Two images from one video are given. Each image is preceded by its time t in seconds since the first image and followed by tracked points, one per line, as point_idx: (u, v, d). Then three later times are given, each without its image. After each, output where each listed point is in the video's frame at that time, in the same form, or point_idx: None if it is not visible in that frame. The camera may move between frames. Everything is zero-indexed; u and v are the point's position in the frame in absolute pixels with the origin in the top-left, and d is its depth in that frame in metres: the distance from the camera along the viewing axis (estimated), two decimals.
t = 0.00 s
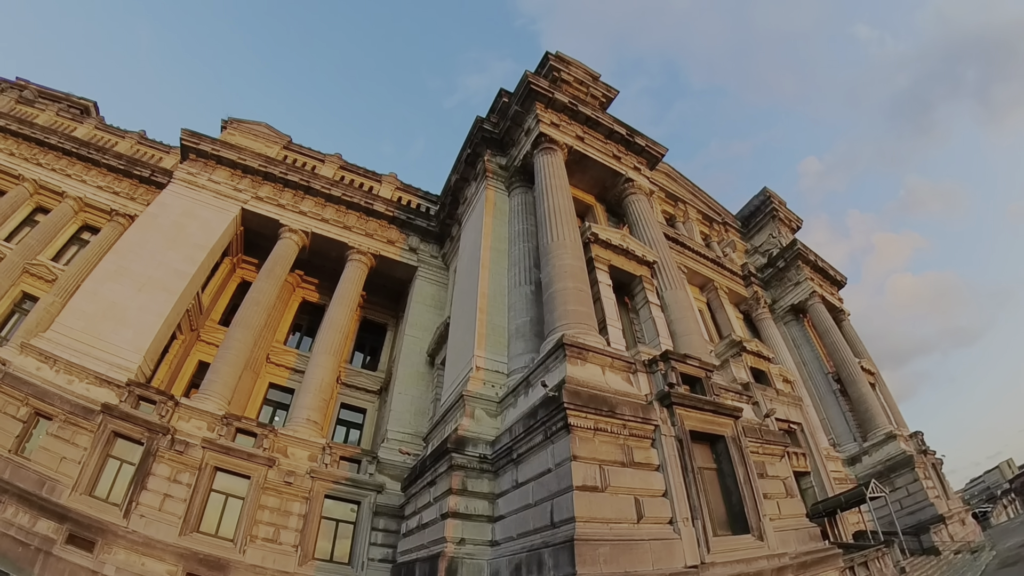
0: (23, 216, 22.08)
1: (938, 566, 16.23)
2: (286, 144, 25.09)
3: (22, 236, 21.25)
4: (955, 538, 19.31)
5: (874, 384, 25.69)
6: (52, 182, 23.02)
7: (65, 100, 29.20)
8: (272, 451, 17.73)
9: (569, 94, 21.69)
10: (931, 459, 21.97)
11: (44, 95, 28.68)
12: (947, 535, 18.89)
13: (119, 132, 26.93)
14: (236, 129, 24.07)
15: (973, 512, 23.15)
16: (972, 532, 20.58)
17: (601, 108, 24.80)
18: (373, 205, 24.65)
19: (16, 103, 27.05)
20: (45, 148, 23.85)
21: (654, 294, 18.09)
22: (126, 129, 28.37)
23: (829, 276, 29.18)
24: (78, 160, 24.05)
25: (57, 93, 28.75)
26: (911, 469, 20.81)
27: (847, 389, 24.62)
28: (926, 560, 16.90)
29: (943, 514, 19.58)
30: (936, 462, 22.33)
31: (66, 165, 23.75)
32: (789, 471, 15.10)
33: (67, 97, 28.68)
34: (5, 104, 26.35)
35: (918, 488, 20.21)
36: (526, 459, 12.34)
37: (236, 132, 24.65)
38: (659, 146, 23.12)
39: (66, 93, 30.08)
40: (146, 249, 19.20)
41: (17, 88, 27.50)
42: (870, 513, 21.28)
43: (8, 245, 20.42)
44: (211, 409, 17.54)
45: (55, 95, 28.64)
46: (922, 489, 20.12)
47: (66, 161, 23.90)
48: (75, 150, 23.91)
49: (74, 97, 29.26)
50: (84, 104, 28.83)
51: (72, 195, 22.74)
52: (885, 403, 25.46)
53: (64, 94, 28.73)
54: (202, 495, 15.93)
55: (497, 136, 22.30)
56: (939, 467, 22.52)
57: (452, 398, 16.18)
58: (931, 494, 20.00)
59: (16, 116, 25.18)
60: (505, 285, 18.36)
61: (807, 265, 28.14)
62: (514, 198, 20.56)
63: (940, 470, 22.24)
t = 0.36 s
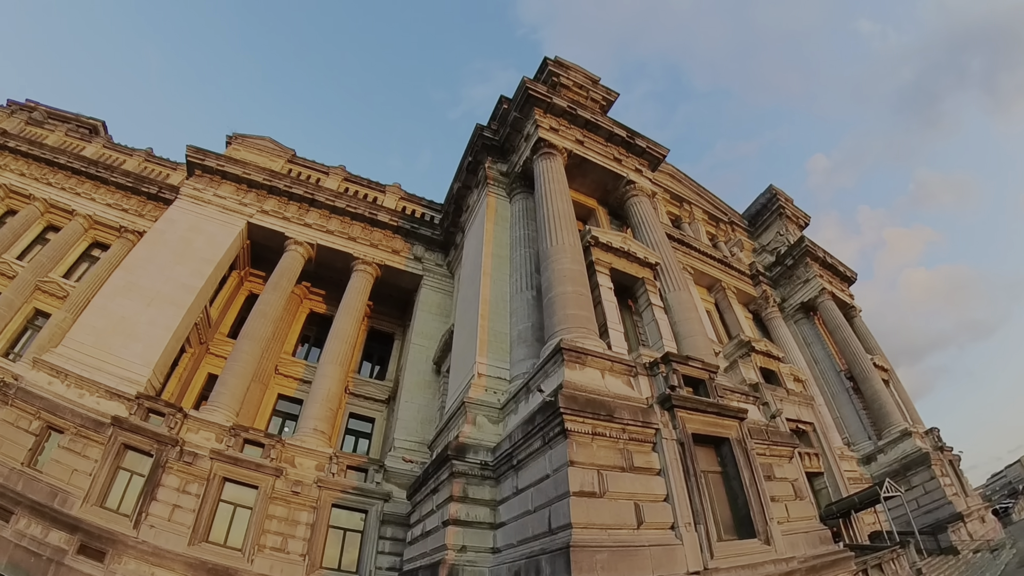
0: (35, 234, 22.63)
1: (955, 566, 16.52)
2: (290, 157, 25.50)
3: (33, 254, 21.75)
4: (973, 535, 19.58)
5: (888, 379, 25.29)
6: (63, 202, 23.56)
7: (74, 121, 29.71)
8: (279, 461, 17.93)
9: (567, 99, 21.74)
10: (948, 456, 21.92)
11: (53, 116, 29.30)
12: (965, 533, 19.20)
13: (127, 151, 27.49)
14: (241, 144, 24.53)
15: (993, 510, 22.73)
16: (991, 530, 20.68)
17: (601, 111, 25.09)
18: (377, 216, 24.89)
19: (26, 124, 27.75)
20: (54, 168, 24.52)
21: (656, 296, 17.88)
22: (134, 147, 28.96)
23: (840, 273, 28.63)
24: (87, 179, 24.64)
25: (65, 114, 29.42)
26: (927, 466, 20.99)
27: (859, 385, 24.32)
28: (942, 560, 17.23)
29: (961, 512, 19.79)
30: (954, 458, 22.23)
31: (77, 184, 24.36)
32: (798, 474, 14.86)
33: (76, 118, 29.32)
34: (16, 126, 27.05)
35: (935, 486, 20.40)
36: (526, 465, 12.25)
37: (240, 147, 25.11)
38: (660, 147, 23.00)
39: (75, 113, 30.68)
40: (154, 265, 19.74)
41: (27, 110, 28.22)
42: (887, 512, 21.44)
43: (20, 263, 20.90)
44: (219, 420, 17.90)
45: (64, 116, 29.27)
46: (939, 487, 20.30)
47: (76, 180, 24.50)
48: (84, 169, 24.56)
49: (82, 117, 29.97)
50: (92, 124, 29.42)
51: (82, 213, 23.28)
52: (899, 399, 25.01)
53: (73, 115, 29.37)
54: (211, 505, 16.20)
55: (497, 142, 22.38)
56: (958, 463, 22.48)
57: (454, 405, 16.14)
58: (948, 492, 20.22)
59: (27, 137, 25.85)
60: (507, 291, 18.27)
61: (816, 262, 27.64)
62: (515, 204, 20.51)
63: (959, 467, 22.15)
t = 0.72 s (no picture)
0: (39, 242, 22.98)
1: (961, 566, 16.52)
2: (290, 163, 25.72)
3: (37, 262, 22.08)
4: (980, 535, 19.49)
5: (893, 378, 25.05)
6: (65, 209, 23.96)
7: (77, 130, 30.48)
8: (280, 464, 18.04)
9: (564, 100, 21.74)
10: (954, 454, 21.78)
11: (56, 125, 30.04)
12: (972, 533, 19.12)
13: (129, 158, 27.83)
14: (241, 150, 24.77)
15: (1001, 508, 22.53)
16: (999, 528, 20.58)
17: (600, 112, 25.08)
18: (377, 220, 25.01)
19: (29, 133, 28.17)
20: (57, 177, 24.87)
21: (655, 296, 17.72)
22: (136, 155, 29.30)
23: (843, 270, 28.34)
24: (90, 187, 24.98)
25: (68, 123, 29.92)
26: (933, 465, 20.87)
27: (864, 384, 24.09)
28: (948, 560, 17.22)
29: (967, 511, 19.71)
30: (961, 456, 22.10)
31: (80, 192, 24.70)
32: (798, 475, 14.71)
33: (78, 126, 29.97)
34: (19, 135, 27.48)
35: (941, 485, 20.34)
36: (519, 468, 12.23)
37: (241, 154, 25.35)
38: (658, 146, 22.91)
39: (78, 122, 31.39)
40: (156, 271, 20.00)
41: (30, 120, 28.65)
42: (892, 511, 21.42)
43: (24, 271, 21.27)
44: (220, 424, 18.08)
45: (67, 125, 30.01)
46: (945, 486, 20.24)
47: (79, 189, 24.84)
48: (86, 177, 24.90)
49: (85, 125, 30.37)
50: (94, 132, 30.07)
51: (85, 221, 23.60)
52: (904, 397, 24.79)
53: (75, 124, 29.96)
54: (212, 509, 16.35)
55: (495, 144, 22.36)
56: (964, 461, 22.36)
57: (451, 408, 16.12)
58: (954, 491, 20.16)
59: (30, 146, 26.24)
60: (504, 293, 18.21)
61: (819, 260, 27.35)
62: (512, 206, 20.45)
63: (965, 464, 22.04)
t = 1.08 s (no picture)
0: (37, 242, 23.26)
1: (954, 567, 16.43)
2: (286, 163, 25.90)
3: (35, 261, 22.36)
4: (976, 536, 19.31)
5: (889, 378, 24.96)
6: (63, 209, 24.25)
7: (75, 130, 30.82)
8: (272, 463, 18.20)
9: (557, 100, 21.78)
10: (949, 455, 21.63)
11: (54, 125, 30.35)
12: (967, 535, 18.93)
13: (126, 158, 28.10)
14: (237, 151, 24.98)
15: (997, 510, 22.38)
16: (995, 530, 20.42)
17: (594, 112, 25.10)
18: (372, 220, 25.14)
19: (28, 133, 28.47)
20: (55, 177, 25.17)
21: (645, 296, 17.70)
22: (133, 155, 29.57)
23: (840, 270, 28.22)
24: (88, 188, 25.25)
25: (65, 122, 30.20)
26: (929, 466, 20.70)
27: (859, 385, 24.00)
28: (941, 562, 17.12)
29: (963, 512, 19.54)
30: (957, 457, 21.94)
31: (78, 193, 24.97)
32: (787, 476, 14.68)
33: (76, 126, 30.26)
34: (17, 135, 27.76)
35: (936, 487, 20.17)
36: (502, 467, 12.32)
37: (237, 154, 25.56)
38: (652, 146, 22.90)
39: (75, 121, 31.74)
40: (152, 271, 20.21)
41: (28, 120, 28.95)
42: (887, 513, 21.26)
43: (22, 271, 21.55)
44: (214, 422, 18.26)
45: (65, 125, 30.35)
46: (940, 487, 20.08)
47: (77, 189, 25.11)
48: (84, 178, 25.18)
49: (82, 125, 30.72)
50: (92, 132, 30.40)
51: (82, 221, 23.85)
52: (900, 398, 24.71)
53: (72, 124, 30.26)
54: (205, 507, 16.54)
55: (488, 144, 22.40)
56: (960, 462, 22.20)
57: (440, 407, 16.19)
58: (950, 492, 19.98)
59: (28, 146, 26.52)
60: (494, 293, 18.25)
61: (815, 260, 27.23)
62: (504, 206, 20.48)
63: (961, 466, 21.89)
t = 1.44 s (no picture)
0: (35, 242, 23.52)
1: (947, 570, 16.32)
2: (282, 163, 26.07)
3: (34, 261, 22.62)
4: (971, 538, 19.18)
5: (885, 379, 24.86)
6: (61, 209, 24.49)
7: (73, 130, 31.12)
8: (265, 462, 18.35)
9: (551, 100, 21.80)
10: (945, 457, 21.49)
11: (52, 125, 30.64)
12: (963, 537, 18.77)
13: (124, 159, 28.35)
14: (233, 152, 25.16)
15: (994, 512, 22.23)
16: (991, 532, 20.27)
17: (589, 112, 25.09)
18: (367, 220, 25.26)
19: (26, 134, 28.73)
20: (53, 177, 25.43)
21: (636, 297, 17.69)
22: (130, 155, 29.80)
23: (837, 271, 28.09)
24: (85, 188, 25.50)
25: (63, 123, 30.49)
26: (924, 468, 20.58)
27: (855, 386, 23.91)
28: (934, 564, 17.01)
29: (958, 515, 19.41)
30: (953, 459, 21.81)
31: (75, 193, 25.22)
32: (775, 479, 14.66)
33: (74, 126, 30.57)
34: (16, 135, 28.02)
35: (931, 489, 20.05)
36: (486, 468, 12.39)
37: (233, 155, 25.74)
38: (646, 147, 22.89)
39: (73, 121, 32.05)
40: (148, 272, 20.41)
41: (26, 120, 29.24)
42: (882, 515, 21.16)
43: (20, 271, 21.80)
44: (208, 422, 18.44)
45: (63, 125, 30.64)
46: (935, 489, 19.95)
47: (75, 189, 25.35)
48: (81, 178, 25.44)
49: (80, 125, 31.03)
50: (90, 132, 30.70)
51: (80, 221, 24.10)
52: (897, 399, 24.62)
53: (70, 124, 30.55)
54: (198, 505, 16.71)
55: (482, 145, 22.44)
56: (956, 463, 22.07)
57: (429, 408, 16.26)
58: (944, 494, 19.86)
59: (26, 147, 26.79)
60: (485, 294, 18.29)
61: (811, 261, 27.12)
62: (496, 207, 20.51)
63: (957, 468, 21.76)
